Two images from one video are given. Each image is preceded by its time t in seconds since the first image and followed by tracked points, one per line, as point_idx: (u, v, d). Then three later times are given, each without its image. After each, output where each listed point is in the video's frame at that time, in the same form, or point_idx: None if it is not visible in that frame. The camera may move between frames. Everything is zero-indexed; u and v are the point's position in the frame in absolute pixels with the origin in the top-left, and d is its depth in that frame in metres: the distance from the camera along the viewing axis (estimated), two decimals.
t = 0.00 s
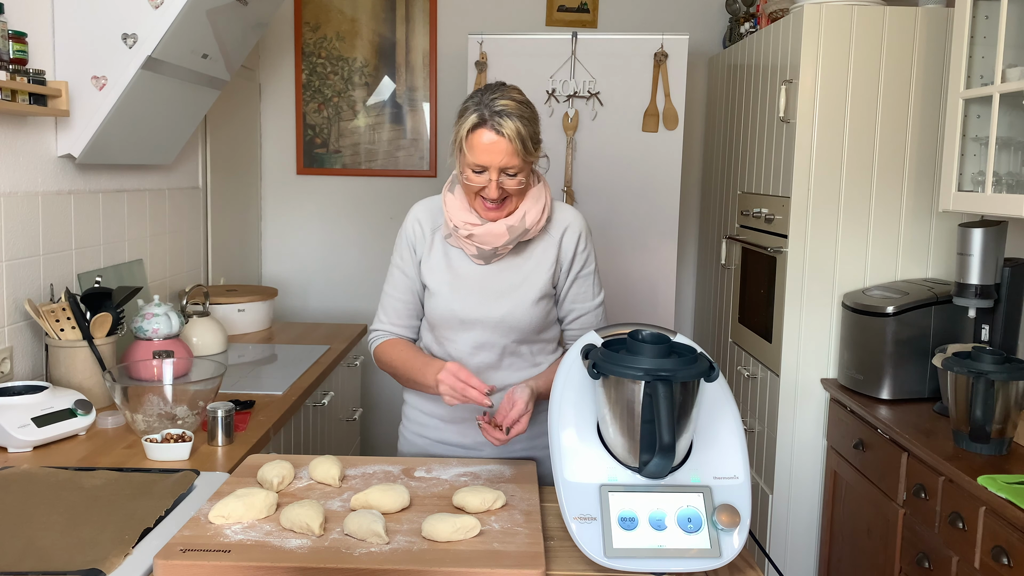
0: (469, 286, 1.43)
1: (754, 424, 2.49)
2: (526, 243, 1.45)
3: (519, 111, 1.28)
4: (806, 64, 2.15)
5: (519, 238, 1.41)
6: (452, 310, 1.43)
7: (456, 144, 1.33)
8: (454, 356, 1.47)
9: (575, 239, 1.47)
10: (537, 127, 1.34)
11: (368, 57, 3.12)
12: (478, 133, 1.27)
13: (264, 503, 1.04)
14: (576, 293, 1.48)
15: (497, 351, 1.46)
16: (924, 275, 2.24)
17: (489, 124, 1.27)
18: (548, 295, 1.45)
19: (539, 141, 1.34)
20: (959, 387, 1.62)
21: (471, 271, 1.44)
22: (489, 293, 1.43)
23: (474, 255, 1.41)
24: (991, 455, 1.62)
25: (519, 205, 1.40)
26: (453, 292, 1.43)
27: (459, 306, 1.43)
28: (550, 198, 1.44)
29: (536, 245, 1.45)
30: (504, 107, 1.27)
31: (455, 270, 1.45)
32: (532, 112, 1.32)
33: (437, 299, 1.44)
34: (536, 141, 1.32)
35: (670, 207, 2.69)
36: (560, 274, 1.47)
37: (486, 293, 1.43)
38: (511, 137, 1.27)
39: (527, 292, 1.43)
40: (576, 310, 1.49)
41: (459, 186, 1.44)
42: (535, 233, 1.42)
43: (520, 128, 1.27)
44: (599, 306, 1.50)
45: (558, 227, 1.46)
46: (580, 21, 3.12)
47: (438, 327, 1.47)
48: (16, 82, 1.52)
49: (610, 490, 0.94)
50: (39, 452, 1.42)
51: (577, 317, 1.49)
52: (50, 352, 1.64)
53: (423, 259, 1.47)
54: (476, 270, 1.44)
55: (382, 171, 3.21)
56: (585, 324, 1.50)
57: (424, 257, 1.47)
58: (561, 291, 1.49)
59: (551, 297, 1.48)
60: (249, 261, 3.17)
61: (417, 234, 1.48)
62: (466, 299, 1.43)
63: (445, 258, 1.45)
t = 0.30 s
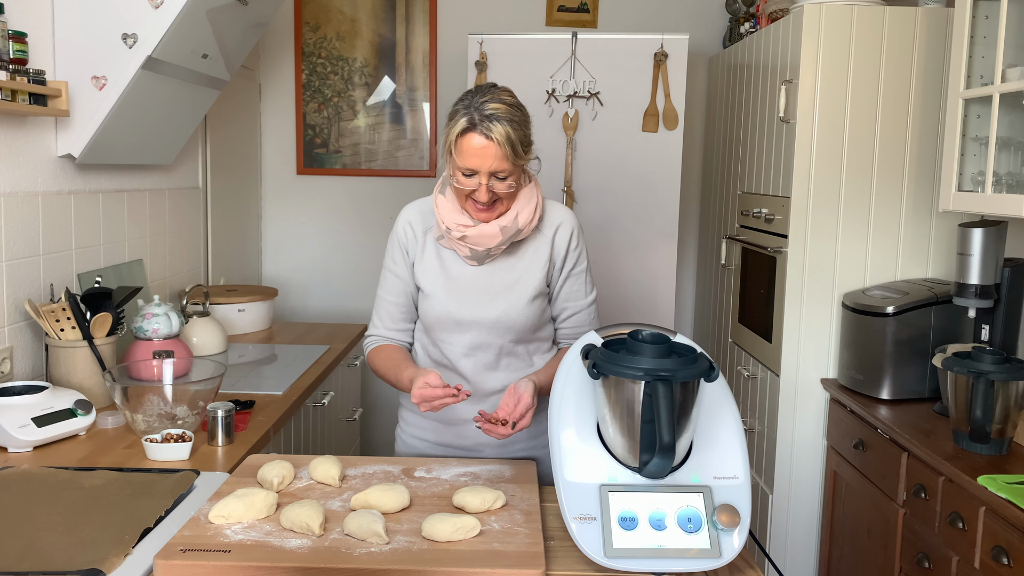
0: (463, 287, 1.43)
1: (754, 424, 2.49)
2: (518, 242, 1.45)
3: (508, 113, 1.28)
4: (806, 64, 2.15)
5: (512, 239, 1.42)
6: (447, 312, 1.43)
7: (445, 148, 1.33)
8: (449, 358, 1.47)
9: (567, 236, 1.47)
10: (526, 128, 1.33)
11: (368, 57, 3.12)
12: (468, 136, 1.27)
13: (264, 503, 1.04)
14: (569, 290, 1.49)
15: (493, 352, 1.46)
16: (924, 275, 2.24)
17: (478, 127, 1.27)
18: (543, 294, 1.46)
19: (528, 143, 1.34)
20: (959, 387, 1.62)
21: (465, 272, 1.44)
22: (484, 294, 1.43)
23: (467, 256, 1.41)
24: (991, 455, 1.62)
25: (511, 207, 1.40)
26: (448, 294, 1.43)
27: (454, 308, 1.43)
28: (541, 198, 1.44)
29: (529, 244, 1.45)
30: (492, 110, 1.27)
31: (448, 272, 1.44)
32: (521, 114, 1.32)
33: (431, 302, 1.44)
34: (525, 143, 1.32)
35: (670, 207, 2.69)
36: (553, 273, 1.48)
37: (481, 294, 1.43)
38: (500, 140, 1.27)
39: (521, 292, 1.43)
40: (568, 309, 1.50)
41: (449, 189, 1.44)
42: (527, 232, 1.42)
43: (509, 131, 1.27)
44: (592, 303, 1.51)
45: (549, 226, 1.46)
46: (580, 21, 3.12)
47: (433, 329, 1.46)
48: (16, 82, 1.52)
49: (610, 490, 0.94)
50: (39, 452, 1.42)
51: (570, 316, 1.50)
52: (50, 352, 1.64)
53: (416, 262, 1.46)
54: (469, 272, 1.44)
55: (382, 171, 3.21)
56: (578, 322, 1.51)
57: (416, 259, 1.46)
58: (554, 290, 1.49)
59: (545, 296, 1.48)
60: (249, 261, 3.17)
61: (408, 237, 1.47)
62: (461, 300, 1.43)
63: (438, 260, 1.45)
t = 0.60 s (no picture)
0: (464, 288, 1.43)
1: (754, 424, 2.49)
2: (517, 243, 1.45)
3: (512, 113, 1.29)
4: (806, 64, 2.15)
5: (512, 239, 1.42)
6: (448, 313, 1.43)
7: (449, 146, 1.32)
8: (450, 360, 1.46)
9: (566, 236, 1.48)
10: (529, 129, 1.34)
11: (368, 57, 3.12)
12: (473, 134, 1.27)
13: (264, 503, 1.04)
14: (567, 290, 1.49)
15: (494, 353, 1.46)
16: (924, 275, 2.24)
17: (483, 125, 1.27)
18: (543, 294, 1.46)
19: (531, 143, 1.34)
20: (959, 386, 1.62)
21: (464, 273, 1.44)
22: (485, 295, 1.43)
23: (467, 257, 1.41)
24: (991, 455, 1.62)
25: (511, 206, 1.41)
26: (449, 296, 1.43)
27: (454, 310, 1.42)
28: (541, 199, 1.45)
29: (528, 245, 1.45)
30: (498, 109, 1.27)
31: (448, 273, 1.44)
32: (524, 114, 1.32)
33: (432, 304, 1.43)
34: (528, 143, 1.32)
35: (670, 207, 2.69)
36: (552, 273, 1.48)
37: (482, 295, 1.43)
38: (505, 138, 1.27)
39: (522, 293, 1.43)
40: (567, 308, 1.50)
41: (450, 189, 1.44)
42: (527, 233, 1.42)
43: (514, 130, 1.28)
44: (589, 303, 1.52)
45: (547, 226, 1.47)
46: (580, 22, 3.12)
47: (433, 331, 1.46)
48: (16, 82, 1.52)
49: (610, 490, 0.95)
50: (39, 452, 1.42)
51: (569, 316, 1.50)
52: (50, 352, 1.64)
53: (415, 263, 1.45)
54: (469, 273, 1.43)
55: (382, 171, 3.21)
56: (576, 322, 1.51)
57: (415, 261, 1.45)
58: (553, 289, 1.50)
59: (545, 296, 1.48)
60: (249, 261, 3.17)
61: (407, 239, 1.46)
62: (462, 302, 1.43)
63: (438, 261, 1.44)
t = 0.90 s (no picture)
0: (468, 290, 1.43)
1: (754, 424, 2.49)
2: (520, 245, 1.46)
3: (523, 113, 1.29)
4: (806, 64, 2.15)
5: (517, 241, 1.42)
6: (452, 316, 1.43)
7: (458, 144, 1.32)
8: (453, 361, 1.46)
9: (568, 238, 1.48)
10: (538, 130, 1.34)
11: (368, 57, 3.12)
12: (483, 133, 1.27)
13: (264, 503, 1.04)
14: (569, 292, 1.49)
15: (497, 354, 1.46)
16: (924, 275, 2.24)
17: (493, 124, 1.27)
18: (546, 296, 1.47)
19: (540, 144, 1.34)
20: (959, 386, 1.62)
21: (469, 274, 1.44)
22: (489, 297, 1.43)
23: (472, 258, 1.41)
24: (991, 455, 1.62)
25: (517, 207, 1.41)
26: (453, 297, 1.43)
27: (459, 311, 1.42)
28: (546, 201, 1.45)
29: (531, 247, 1.46)
30: (508, 109, 1.27)
31: (453, 275, 1.44)
32: (532, 115, 1.32)
33: (436, 306, 1.43)
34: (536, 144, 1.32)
35: (670, 207, 2.69)
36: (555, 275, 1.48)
37: (486, 297, 1.43)
38: (516, 138, 1.27)
39: (526, 295, 1.43)
40: (567, 310, 1.50)
41: (456, 189, 1.44)
42: (533, 235, 1.42)
43: (524, 130, 1.28)
44: (589, 306, 1.51)
45: (551, 228, 1.48)
46: (580, 22, 3.12)
47: (436, 332, 1.46)
48: (16, 82, 1.52)
49: (610, 490, 0.95)
50: (39, 452, 1.42)
51: (569, 318, 1.50)
52: (50, 352, 1.64)
53: (418, 264, 1.45)
54: (473, 275, 1.44)
55: (382, 171, 3.21)
56: (576, 324, 1.50)
57: (419, 261, 1.45)
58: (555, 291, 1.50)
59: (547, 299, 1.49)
60: (249, 261, 3.17)
61: (410, 239, 1.45)
62: (466, 304, 1.42)
63: (442, 263, 1.44)
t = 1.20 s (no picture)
0: (465, 291, 1.43)
1: (754, 424, 2.49)
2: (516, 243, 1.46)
3: (514, 109, 1.29)
4: (806, 64, 2.15)
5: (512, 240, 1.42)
6: (449, 316, 1.43)
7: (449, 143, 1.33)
8: (453, 362, 1.47)
9: (565, 235, 1.48)
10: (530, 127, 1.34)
11: (368, 57, 3.12)
12: (474, 130, 1.27)
13: (264, 503, 1.04)
14: (566, 290, 1.48)
15: (496, 354, 1.46)
16: (924, 275, 2.24)
17: (483, 121, 1.27)
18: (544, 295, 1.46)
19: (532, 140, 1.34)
20: (959, 386, 1.62)
21: (466, 275, 1.44)
22: (486, 297, 1.43)
23: (467, 258, 1.41)
24: (991, 455, 1.62)
25: (511, 206, 1.40)
26: (451, 298, 1.43)
27: (456, 313, 1.42)
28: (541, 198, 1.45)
29: (528, 245, 1.46)
30: (499, 105, 1.27)
31: (449, 276, 1.44)
32: (524, 111, 1.32)
33: (434, 307, 1.43)
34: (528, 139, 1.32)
35: (670, 207, 2.69)
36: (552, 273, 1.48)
37: (483, 297, 1.43)
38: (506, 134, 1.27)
39: (523, 295, 1.43)
40: (566, 309, 1.49)
41: (450, 189, 1.44)
42: (528, 233, 1.42)
43: (515, 126, 1.28)
44: (589, 305, 1.50)
45: (547, 226, 1.47)
46: (580, 21, 3.12)
47: (435, 333, 1.46)
48: (16, 82, 1.52)
49: (610, 490, 0.95)
50: (39, 452, 1.42)
51: (568, 317, 1.49)
52: (50, 352, 1.64)
53: (416, 266, 1.45)
54: (470, 276, 1.44)
55: (382, 171, 3.21)
56: (576, 323, 1.49)
57: (417, 262, 1.45)
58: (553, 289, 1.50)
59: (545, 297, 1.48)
60: (249, 261, 3.17)
61: (407, 241, 1.45)
62: (463, 304, 1.43)
63: (439, 264, 1.44)
